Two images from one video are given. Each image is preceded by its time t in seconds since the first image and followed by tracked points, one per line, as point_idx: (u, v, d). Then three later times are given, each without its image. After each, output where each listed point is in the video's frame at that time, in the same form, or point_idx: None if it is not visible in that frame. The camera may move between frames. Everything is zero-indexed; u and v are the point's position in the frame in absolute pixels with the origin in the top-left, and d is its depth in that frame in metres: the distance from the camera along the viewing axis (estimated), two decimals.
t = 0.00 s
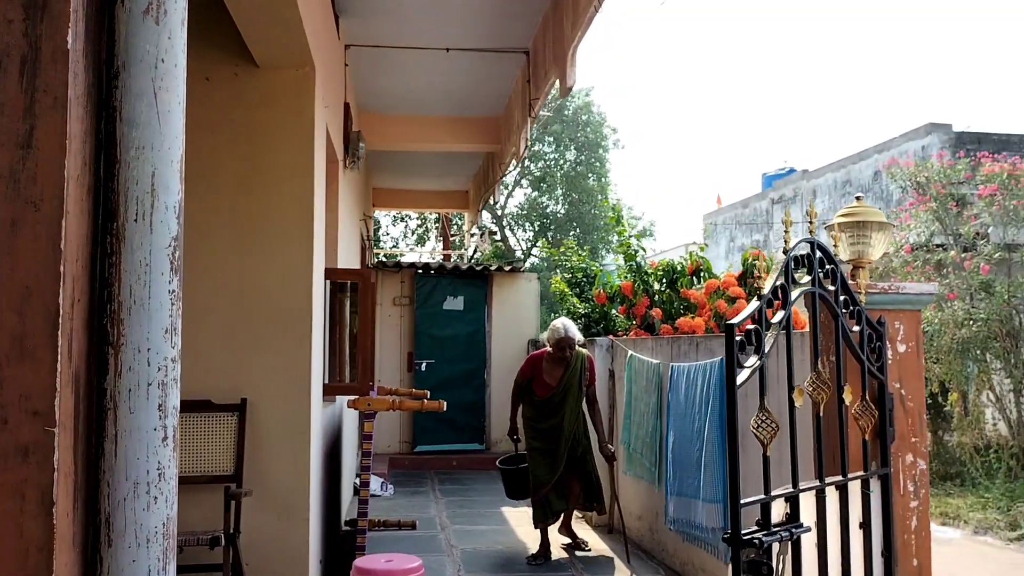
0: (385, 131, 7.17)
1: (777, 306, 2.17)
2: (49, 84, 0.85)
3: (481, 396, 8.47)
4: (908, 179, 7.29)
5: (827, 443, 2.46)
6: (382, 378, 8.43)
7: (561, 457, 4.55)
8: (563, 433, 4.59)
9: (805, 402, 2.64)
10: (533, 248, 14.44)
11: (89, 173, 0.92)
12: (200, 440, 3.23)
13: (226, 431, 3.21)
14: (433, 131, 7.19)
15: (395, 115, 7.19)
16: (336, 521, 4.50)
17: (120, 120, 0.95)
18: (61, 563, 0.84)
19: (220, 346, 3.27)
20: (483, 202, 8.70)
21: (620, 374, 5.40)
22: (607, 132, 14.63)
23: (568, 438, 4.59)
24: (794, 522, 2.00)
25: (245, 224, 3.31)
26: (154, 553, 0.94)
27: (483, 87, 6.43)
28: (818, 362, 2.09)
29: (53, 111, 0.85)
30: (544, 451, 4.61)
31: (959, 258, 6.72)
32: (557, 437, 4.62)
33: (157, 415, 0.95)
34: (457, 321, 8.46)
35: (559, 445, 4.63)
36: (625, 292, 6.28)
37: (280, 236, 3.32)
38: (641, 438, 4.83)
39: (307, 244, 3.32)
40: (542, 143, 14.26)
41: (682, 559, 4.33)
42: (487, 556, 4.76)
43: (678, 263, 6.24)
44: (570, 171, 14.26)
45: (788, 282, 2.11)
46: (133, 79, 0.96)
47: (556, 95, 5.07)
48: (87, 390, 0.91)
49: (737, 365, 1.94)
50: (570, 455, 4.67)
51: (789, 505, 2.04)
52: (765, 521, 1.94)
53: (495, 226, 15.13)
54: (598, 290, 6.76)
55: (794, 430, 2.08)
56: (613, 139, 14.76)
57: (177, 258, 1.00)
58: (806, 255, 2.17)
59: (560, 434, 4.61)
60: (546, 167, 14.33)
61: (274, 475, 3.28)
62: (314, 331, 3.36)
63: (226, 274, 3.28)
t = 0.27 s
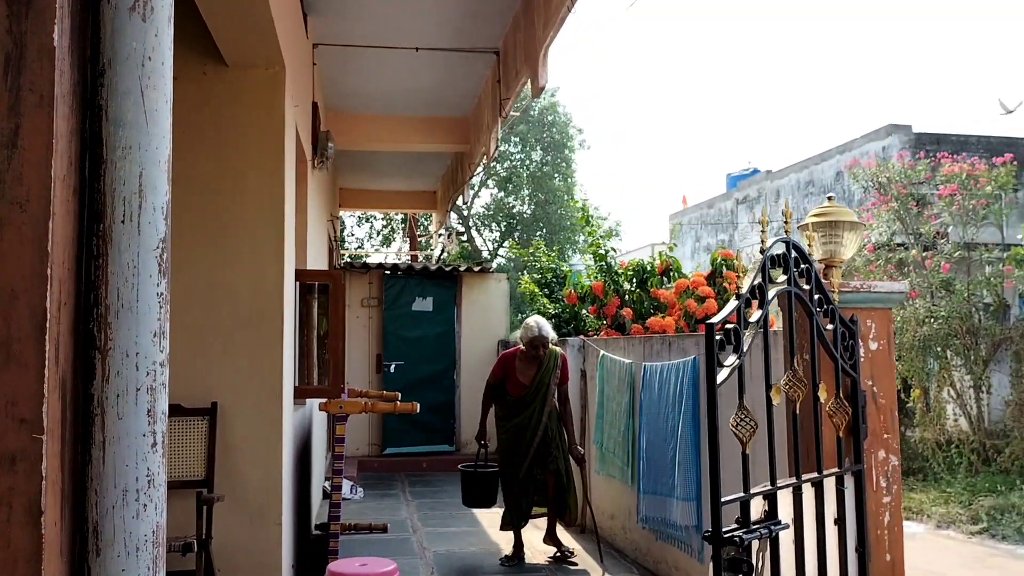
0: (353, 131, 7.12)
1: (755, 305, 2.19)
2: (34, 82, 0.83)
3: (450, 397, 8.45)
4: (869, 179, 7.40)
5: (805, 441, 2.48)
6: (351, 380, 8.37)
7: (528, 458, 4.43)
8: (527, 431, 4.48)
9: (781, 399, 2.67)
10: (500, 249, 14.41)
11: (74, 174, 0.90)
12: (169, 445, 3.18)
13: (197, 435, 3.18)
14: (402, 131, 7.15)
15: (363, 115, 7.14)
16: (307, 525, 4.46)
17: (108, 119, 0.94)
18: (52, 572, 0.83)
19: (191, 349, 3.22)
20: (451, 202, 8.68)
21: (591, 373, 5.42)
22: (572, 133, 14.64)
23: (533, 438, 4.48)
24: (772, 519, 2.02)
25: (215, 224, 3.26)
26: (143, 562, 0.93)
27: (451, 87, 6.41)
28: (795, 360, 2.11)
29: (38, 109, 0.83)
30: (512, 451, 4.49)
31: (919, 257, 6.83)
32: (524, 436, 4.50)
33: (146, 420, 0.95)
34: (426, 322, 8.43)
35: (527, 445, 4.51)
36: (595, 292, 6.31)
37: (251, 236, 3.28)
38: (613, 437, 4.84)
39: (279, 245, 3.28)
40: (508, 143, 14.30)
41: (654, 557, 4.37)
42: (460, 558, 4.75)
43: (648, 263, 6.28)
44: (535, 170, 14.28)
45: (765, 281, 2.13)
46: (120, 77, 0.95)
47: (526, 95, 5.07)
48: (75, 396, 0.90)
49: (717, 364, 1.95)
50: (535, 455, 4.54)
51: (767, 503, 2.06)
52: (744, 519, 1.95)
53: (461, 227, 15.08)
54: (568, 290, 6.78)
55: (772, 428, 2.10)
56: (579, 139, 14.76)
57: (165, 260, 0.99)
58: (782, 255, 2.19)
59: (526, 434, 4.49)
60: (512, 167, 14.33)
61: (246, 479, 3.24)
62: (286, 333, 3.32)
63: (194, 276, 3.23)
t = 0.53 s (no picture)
0: (329, 134, 7.08)
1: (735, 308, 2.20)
2: (16, 83, 0.83)
3: (427, 400, 8.42)
4: (841, 182, 7.48)
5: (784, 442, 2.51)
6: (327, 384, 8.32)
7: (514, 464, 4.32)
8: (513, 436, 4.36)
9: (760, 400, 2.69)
10: (476, 252, 14.40)
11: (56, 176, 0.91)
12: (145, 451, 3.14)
13: (172, 440, 3.14)
14: (378, 134, 7.13)
15: (339, 118, 7.11)
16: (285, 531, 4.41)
17: (91, 122, 0.97)
18: None
19: (166, 354, 3.17)
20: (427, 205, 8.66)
21: (570, 376, 5.43)
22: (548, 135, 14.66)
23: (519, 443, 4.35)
24: (753, 520, 2.03)
25: (190, 228, 3.22)
26: (127, 569, 0.96)
27: (428, 90, 6.40)
28: (775, 362, 2.13)
29: (19, 112, 0.83)
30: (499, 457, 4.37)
31: (891, 259, 6.91)
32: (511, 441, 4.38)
33: (129, 426, 0.98)
34: (403, 326, 8.41)
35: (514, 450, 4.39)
36: (572, 294, 6.32)
37: (227, 239, 3.25)
38: (591, 440, 4.85)
39: (255, 248, 3.26)
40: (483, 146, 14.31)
41: (632, 558, 4.39)
42: (439, 562, 4.74)
43: (625, 265, 6.30)
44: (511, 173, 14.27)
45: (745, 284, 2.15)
46: (105, 79, 0.97)
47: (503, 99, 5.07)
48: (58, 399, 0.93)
49: (699, 366, 1.96)
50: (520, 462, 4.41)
51: (748, 504, 2.07)
52: (726, 520, 1.96)
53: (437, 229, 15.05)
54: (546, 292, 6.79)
55: (752, 429, 2.11)
56: (554, 142, 14.79)
57: (148, 264, 1.02)
58: (761, 257, 2.20)
59: (512, 438, 4.37)
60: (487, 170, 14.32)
61: (222, 485, 3.20)
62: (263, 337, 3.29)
63: (169, 280, 3.20)
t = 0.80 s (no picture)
0: (329, 139, 7.07)
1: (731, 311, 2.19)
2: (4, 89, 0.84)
3: (426, 405, 8.41)
4: (841, 187, 7.47)
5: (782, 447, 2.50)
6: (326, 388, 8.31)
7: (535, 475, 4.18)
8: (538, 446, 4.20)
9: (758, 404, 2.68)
10: (476, 256, 14.41)
11: (42, 183, 0.92)
12: (139, 455, 3.13)
13: (169, 444, 3.12)
14: (378, 138, 7.13)
15: (339, 122, 7.10)
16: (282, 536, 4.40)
17: (78, 124, 1.07)
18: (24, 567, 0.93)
19: (163, 359, 3.17)
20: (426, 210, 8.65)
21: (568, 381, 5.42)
22: (548, 140, 14.66)
23: (542, 453, 4.20)
24: (748, 525, 2.02)
25: (186, 231, 3.22)
26: (112, 573, 1.06)
27: (428, 95, 6.41)
28: (772, 365, 2.12)
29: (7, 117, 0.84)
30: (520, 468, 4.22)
31: (891, 264, 6.89)
32: (534, 450, 4.23)
33: (116, 431, 1.08)
34: (402, 330, 8.40)
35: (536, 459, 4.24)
36: (571, 298, 6.31)
37: (224, 243, 3.24)
38: (590, 444, 4.83)
39: (251, 252, 3.25)
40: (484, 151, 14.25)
41: (630, 564, 4.39)
42: (437, 567, 4.72)
43: (624, 269, 6.29)
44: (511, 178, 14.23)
45: (741, 287, 2.14)
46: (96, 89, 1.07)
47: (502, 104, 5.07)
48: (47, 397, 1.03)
49: (694, 371, 1.95)
50: (540, 471, 4.26)
51: (744, 509, 2.06)
52: (721, 526, 1.96)
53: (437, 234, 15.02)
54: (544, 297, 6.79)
55: (748, 435, 2.10)
56: (554, 147, 14.79)
57: (133, 269, 1.13)
58: (758, 261, 2.20)
59: (536, 448, 4.22)
60: (487, 175, 14.25)
61: (219, 491, 3.19)
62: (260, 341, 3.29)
63: (166, 283, 3.19)
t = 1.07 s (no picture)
0: (348, 141, 7.10)
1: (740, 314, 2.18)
2: None
3: (444, 407, 8.43)
4: (864, 190, 7.40)
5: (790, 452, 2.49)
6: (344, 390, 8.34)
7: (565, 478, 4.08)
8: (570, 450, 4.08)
9: (769, 407, 2.65)
10: (496, 259, 14.35)
11: (38, 178, 0.89)
12: (154, 455, 3.15)
13: (183, 444, 3.14)
14: (397, 141, 7.15)
15: (357, 125, 7.14)
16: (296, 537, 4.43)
17: (74, 122, 0.96)
18: None
19: (178, 360, 3.19)
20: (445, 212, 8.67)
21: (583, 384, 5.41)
22: (569, 142, 14.65)
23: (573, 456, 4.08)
24: (757, 531, 2.01)
25: (202, 232, 3.24)
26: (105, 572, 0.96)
27: (446, 98, 6.42)
28: (780, 370, 2.10)
29: None
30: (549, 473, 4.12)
31: (914, 268, 6.80)
32: (565, 454, 4.11)
33: (108, 430, 0.98)
34: (420, 332, 8.42)
35: (567, 463, 4.14)
36: (587, 301, 6.31)
37: (239, 245, 3.26)
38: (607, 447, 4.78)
39: (266, 254, 3.27)
40: (505, 154, 14.28)
41: (644, 568, 4.38)
42: (451, 569, 4.72)
43: (641, 273, 6.28)
44: (532, 181, 14.23)
45: (751, 291, 2.13)
46: (89, 82, 0.97)
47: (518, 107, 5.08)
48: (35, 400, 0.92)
49: (701, 375, 1.94)
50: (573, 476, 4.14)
51: (752, 515, 2.05)
52: (728, 531, 1.94)
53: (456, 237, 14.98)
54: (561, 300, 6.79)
55: (757, 440, 2.09)
56: (575, 150, 14.78)
57: (130, 263, 1.02)
58: (768, 265, 2.18)
59: (567, 453, 4.10)
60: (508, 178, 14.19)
61: (233, 491, 3.21)
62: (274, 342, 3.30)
63: (181, 284, 3.22)
